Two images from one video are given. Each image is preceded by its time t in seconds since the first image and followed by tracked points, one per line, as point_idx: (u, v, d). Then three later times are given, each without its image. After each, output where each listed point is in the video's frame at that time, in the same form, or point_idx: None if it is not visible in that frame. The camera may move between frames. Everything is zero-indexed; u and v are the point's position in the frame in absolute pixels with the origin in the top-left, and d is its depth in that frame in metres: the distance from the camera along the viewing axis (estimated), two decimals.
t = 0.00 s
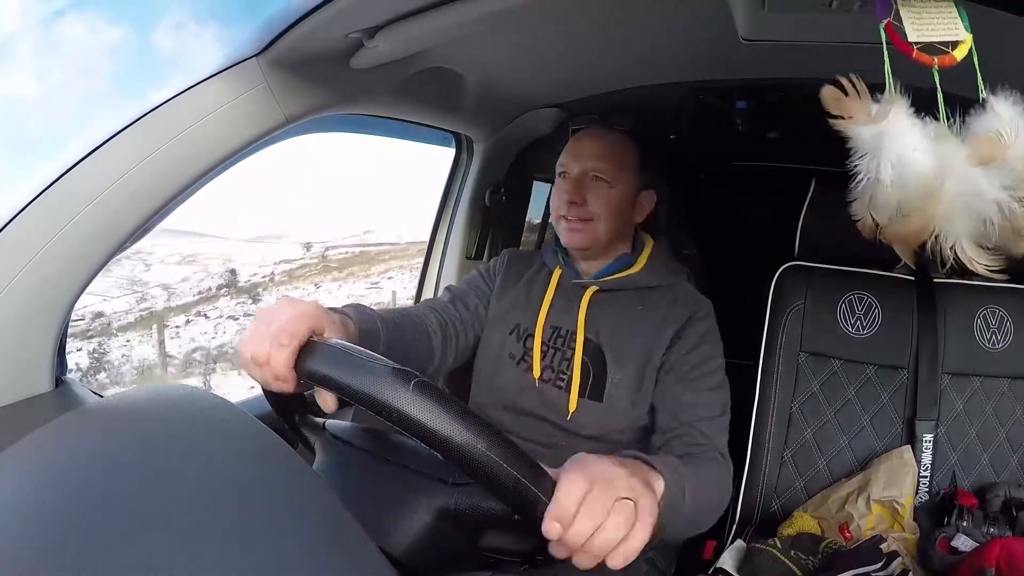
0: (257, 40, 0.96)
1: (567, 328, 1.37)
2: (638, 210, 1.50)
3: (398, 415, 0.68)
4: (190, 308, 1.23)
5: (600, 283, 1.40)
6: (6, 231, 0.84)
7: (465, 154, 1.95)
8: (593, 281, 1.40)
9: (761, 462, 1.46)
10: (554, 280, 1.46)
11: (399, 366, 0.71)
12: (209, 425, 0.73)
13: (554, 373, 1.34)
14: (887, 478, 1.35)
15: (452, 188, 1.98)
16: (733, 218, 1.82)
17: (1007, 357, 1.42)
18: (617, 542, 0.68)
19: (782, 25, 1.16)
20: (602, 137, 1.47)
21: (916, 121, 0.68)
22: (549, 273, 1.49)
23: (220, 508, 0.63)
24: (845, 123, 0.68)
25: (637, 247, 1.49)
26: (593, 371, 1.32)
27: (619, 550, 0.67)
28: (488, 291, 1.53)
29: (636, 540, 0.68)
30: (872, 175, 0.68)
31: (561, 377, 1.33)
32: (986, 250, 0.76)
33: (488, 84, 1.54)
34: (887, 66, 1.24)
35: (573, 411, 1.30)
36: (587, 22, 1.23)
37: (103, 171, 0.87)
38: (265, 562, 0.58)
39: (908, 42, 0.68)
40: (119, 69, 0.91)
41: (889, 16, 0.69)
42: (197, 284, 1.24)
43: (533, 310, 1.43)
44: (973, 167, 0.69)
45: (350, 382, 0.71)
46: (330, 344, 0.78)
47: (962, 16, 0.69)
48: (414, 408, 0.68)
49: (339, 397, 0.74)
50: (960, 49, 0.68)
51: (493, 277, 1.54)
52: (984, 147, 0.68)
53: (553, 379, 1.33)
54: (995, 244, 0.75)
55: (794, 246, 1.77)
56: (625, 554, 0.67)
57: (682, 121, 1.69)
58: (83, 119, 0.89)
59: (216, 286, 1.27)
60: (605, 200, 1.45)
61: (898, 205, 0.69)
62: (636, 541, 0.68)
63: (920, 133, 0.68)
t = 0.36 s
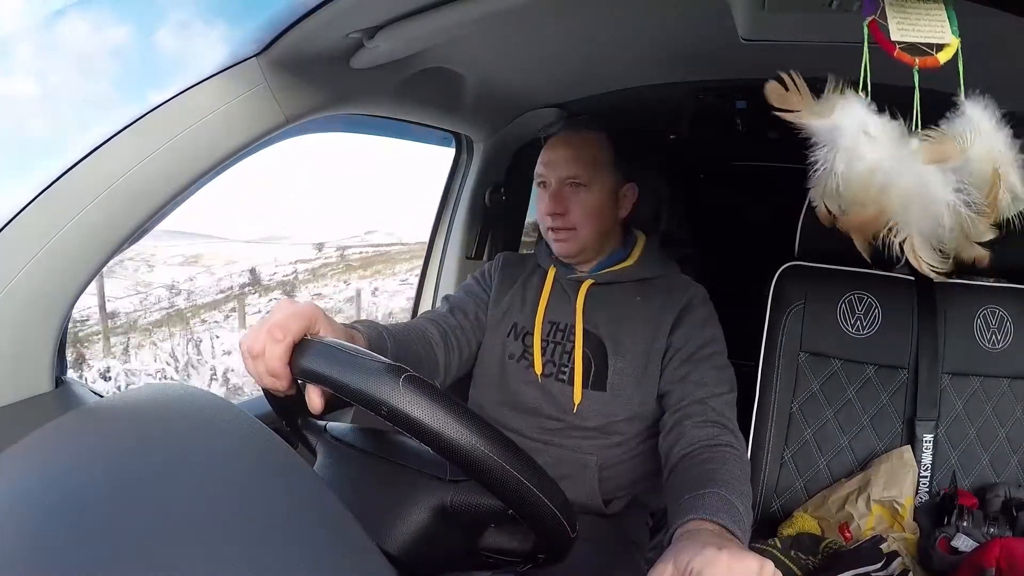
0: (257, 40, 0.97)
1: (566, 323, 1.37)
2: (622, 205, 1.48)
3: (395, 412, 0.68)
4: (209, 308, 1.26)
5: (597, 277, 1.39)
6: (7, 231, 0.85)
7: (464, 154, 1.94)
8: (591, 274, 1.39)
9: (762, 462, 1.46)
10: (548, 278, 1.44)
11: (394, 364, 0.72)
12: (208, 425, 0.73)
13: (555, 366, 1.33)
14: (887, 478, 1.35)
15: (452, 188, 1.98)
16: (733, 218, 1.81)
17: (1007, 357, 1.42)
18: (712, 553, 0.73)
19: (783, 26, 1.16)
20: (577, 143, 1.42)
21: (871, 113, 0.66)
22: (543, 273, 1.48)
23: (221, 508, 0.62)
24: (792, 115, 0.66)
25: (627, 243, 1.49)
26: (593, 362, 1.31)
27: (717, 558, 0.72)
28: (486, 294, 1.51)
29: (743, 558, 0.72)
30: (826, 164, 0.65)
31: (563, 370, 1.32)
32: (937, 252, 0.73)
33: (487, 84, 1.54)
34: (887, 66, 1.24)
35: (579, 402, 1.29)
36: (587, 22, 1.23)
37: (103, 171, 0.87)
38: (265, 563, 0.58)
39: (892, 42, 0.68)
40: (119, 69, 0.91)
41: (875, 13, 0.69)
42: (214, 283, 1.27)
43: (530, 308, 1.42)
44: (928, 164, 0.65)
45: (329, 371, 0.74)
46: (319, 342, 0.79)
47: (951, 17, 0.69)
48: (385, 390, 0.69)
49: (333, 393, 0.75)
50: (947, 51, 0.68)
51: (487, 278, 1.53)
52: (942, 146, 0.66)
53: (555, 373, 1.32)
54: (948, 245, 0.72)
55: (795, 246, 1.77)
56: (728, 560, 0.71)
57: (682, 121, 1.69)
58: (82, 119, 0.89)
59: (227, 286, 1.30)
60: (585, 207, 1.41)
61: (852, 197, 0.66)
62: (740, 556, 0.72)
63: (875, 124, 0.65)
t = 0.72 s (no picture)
0: (257, 40, 0.97)
1: (567, 331, 1.36)
2: (636, 214, 1.49)
3: (397, 413, 0.68)
4: (186, 323, 1.22)
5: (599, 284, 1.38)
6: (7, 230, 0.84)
7: (464, 154, 1.94)
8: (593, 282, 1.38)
9: (761, 462, 1.46)
10: (551, 283, 1.43)
11: (398, 366, 0.72)
12: (208, 425, 0.73)
13: (556, 375, 1.32)
14: (887, 478, 1.35)
15: (452, 188, 1.97)
16: (733, 218, 1.82)
17: (1007, 357, 1.42)
18: (705, 550, 0.73)
19: (783, 26, 1.16)
20: (595, 142, 1.43)
21: (910, 125, 0.66)
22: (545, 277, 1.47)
23: (221, 509, 0.62)
24: (837, 131, 0.66)
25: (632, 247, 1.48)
26: (594, 372, 1.31)
27: (711, 555, 0.72)
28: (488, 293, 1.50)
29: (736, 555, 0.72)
30: (867, 177, 0.65)
31: (563, 379, 1.32)
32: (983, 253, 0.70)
33: (487, 84, 1.54)
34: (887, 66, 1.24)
35: (578, 413, 1.28)
36: (586, 22, 1.23)
37: (103, 171, 0.87)
38: (265, 563, 0.58)
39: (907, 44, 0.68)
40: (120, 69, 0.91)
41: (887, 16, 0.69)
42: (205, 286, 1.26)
43: (532, 314, 1.41)
44: (968, 171, 0.65)
45: (333, 374, 0.74)
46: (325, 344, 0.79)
47: (961, 16, 0.69)
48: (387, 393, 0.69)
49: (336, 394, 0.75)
50: (959, 50, 0.67)
51: (490, 279, 1.52)
52: (978, 150, 0.64)
53: (555, 382, 1.32)
54: (994, 249, 0.69)
55: (795, 246, 1.77)
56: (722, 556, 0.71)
57: (682, 121, 1.69)
58: (82, 118, 0.89)
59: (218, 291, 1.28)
60: (603, 211, 1.41)
61: (892, 209, 0.66)
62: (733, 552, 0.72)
63: (916, 135, 0.65)
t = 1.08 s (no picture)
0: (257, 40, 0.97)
1: (564, 328, 1.36)
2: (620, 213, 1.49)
3: (398, 413, 0.69)
4: (197, 315, 1.23)
5: (594, 281, 1.38)
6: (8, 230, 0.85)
7: (464, 154, 1.94)
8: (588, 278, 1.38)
9: (761, 462, 1.46)
10: (547, 282, 1.44)
11: (399, 367, 0.73)
12: (208, 425, 0.73)
13: (553, 373, 1.32)
14: (887, 478, 1.35)
15: (452, 189, 1.97)
16: (733, 218, 1.82)
17: (1007, 357, 1.42)
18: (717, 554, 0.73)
19: (783, 26, 1.16)
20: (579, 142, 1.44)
21: (862, 111, 0.71)
22: (542, 277, 1.47)
23: (220, 509, 0.62)
24: (784, 112, 0.71)
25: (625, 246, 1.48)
26: (590, 369, 1.30)
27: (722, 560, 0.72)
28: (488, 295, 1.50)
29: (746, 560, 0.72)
30: (817, 165, 0.71)
31: (561, 376, 1.31)
32: (930, 248, 0.80)
33: (487, 84, 1.54)
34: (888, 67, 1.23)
35: (575, 409, 1.28)
36: (587, 22, 1.23)
37: (103, 171, 0.87)
38: (264, 563, 0.58)
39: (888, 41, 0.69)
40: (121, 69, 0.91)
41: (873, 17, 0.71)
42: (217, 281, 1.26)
43: (529, 313, 1.42)
44: (926, 163, 0.72)
45: (335, 375, 0.74)
46: (325, 343, 0.80)
47: (950, 16, 0.69)
48: (395, 395, 0.69)
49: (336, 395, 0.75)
50: (945, 49, 0.67)
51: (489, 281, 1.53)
52: (939, 143, 0.71)
53: (553, 379, 1.31)
54: (939, 243, 0.79)
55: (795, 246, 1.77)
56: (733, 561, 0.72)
57: (682, 121, 1.69)
58: (82, 118, 0.89)
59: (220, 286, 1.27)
60: (558, 208, 1.40)
61: (845, 194, 0.72)
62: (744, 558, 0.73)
63: (871, 125, 0.71)
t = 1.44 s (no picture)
0: (257, 39, 0.97)
1: (565, 332, 1.36)
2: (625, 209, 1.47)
3: (392, 411, 0.69)
4: (218, 305, 1.27)
5: (594, 284, 1.38)
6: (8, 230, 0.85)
7: (464, 154, 1.94)
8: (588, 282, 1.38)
9: (761, 462, 1.45)
10: (548, 283, 1.43)
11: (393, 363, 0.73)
12: (208, 423, 0.73)
13: (553, 377, 1.32)
14: (887, 478, 1.35)
15: (452, 189, 1.97)
16: (733, 218, 1.82)
17: (1006, 357, 1.42)
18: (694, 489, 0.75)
19: (783, 26, 1.16)
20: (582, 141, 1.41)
21: (872, 113, 0.66)
22: (540, 279, 1.47)
23: (220, 509, 0.62)
24: (794, 119, 0.66)
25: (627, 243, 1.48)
26: (591, 372, 1.31)
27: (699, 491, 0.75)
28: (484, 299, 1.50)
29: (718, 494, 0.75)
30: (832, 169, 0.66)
31: (561, 380, 1.31)
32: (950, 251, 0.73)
33: (488, 84, 1.54)
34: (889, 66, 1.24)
35: (575, 413, 1.28)
36: (587, 22, 1.23)
37: (104, 170, 0.87)
38: (264, 563, 0.58)
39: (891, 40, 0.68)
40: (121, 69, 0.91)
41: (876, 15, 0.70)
42: (229, 277, 1.29)
43: (528, 316, 1.41)
44: (935, 162, 0.66)
45: (327, 369, 0.74)
46: (313, 338, 0.80)
47: (953, 16, 0.69)
48: (390, 390, 0.69)
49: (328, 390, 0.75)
50: (950, 49, 0.68)
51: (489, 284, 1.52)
52: (950, 144, 0.66)
53: (553, 383, 1.32)
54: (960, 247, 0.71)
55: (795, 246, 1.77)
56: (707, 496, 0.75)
57: (682, 121, 1.69)
58: (83, 120, 0.89)
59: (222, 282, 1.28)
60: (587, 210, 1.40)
61: (858, 200, 0.67)
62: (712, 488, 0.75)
63: (879, 129, 0.65)
